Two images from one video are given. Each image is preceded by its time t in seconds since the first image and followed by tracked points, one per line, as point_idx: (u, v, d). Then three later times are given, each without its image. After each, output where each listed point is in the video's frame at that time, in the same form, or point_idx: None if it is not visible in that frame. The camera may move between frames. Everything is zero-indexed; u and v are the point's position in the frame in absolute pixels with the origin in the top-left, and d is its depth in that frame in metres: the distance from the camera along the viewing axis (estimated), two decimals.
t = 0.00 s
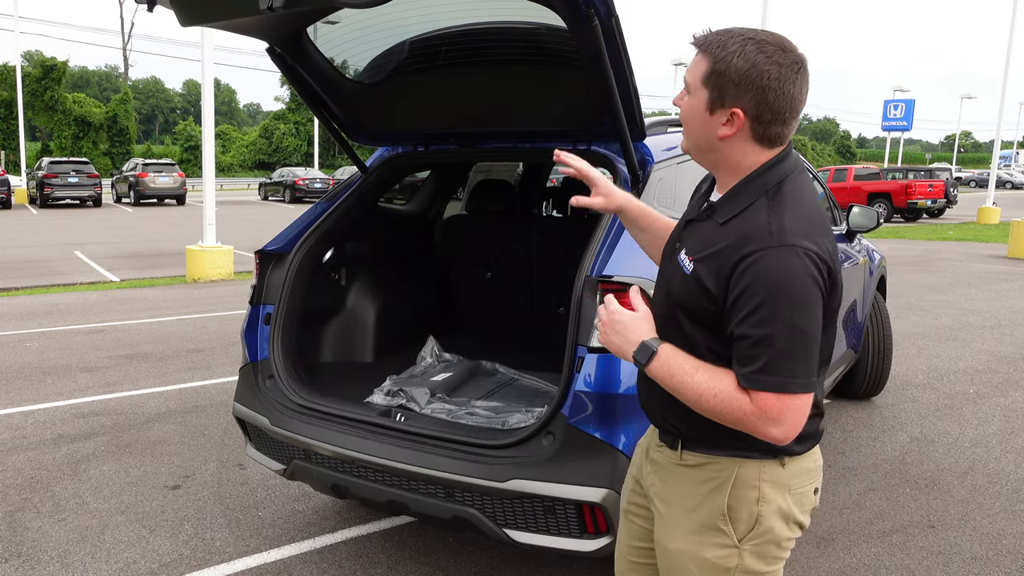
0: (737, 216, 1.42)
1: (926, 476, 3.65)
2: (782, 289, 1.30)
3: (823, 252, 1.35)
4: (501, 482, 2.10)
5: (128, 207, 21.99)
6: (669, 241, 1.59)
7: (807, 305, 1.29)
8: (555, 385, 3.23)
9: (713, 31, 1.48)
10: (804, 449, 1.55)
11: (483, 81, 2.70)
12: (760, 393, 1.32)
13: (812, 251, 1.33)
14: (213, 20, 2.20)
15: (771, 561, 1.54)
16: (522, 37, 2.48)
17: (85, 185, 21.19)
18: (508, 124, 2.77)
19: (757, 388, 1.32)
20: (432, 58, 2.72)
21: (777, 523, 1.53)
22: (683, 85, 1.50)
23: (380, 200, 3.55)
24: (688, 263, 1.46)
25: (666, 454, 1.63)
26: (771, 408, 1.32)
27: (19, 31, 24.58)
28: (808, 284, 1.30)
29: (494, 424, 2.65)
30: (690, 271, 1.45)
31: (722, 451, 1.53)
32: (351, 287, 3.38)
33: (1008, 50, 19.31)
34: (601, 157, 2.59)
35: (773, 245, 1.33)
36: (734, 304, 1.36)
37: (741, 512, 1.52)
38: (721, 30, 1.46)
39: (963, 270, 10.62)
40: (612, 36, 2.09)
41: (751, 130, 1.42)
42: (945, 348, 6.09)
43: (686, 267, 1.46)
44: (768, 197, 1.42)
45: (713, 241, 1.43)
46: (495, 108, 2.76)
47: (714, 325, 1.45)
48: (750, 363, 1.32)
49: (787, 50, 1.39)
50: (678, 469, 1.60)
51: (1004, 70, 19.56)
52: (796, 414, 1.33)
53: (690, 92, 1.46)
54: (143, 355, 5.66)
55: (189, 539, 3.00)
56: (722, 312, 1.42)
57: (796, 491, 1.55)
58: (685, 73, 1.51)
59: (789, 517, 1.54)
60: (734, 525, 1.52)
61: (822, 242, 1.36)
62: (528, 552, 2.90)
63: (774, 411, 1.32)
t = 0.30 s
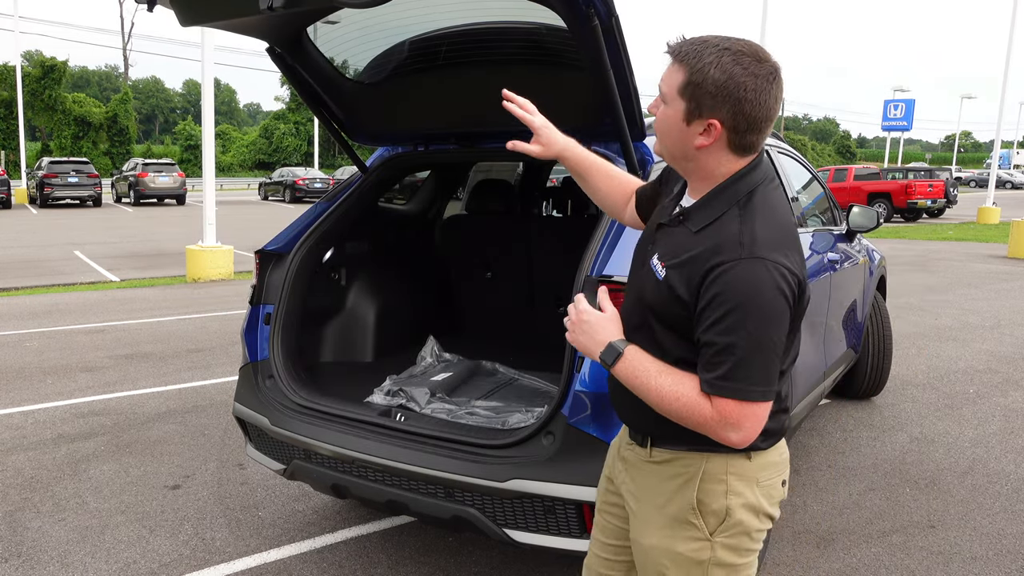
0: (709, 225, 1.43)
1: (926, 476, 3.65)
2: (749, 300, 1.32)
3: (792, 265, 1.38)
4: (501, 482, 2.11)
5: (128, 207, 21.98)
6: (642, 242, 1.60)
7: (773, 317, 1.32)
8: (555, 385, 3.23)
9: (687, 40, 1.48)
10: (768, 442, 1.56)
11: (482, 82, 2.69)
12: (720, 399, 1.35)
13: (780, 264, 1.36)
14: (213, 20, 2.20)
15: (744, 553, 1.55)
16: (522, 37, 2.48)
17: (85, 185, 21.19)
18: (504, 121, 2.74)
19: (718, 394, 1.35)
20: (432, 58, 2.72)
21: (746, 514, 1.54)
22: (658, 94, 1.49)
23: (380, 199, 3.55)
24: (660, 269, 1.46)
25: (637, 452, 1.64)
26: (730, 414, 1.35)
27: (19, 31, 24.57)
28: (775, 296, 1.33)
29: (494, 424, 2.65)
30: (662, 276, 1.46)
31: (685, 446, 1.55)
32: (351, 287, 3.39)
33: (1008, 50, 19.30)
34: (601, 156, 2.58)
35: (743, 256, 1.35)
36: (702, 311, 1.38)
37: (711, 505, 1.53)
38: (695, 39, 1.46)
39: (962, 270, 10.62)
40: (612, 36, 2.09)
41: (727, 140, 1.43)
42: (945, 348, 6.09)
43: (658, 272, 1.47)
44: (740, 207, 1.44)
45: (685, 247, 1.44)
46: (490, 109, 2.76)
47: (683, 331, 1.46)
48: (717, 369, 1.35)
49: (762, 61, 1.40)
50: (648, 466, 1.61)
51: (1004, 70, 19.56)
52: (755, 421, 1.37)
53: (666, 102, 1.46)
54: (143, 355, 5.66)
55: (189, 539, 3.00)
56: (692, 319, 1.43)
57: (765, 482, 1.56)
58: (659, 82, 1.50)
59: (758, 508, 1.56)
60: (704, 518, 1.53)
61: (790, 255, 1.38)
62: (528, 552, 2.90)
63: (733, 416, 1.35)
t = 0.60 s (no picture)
0: (662, 220, 1.52)
1: (926, 476, 3.65)
2: (707, 290, 1.42)
3: (738, 256, 1.50)
4: (501, 482, 2.10)
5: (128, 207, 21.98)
6: (590, 235, 1.66)
7: (728, 304, 1.43)
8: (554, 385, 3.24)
9: (639, 44, 1.54)
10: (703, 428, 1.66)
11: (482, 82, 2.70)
12: (694, 383, 1.43)
13: (730, 255, 1.47)
14: (213, 20, 2.20)
15: (686, 530, 1.65)
16: (522, 37, 2.47)
17: (85, 185, 21.19)
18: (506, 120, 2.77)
19: (692, 379, 1.43)
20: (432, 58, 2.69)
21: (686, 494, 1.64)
22: (610, 93, 1.55)
23: (380, 200, 3.56)
24: (613, 259, 1.54)
25: (578, 443, 1.70)
26: (705, 397, 1.44)
27: (19, 31, 24.56)
28: (729, 285, 1.44)
29: (494, 424, 2.65)
30: (615, 266, 1.53)
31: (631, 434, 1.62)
32: (351, 287, 3.41)
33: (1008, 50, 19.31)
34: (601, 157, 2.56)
35: (699, 249, 1.45)
36: (663, 302, 1.46)
37: (654, 489, 1.62)
38: (647, 43, 1.53)
39: (963, 270, 10.62)
40: (612, 36, 2.08)
41: (675, 139, 1.50)
42: (945, 348, 6.09)
43: (611, 264, 1.54)
44: (688, 202, 1.54)
45: (639, 240, 1.52)
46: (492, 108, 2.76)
47: (635, 318, 1.54)
48: (683, 357, 1.43)
49: (710, 67, 1.48)
50: (591, 456, 1.67)
51: (1004, 70, 19.56)
52: (726, 400, 1.46)
53: (619, 102, 1.51)
54: (143, 355, 5.66)
55: (189, 539, 3.00)
56: (646, 307, 1.52)
57: (701, 462, 1.66)
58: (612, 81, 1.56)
59: (696, 488, 1.66)
60: (649, 501, 1.61)
61: (735, 247, 1.50)
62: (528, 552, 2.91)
63: (707, 398, 1.44)
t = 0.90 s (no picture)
0: (608, 216, 1.57)
1: (925, 476, 3.65)
2: (654, 281, 1.47)
3: (682, 249, 1.56)
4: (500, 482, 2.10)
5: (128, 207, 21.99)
6: (540, 233, 1.70)
7: (674, 294, 1.49)
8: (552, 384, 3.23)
9: (585, 49, 1.60)
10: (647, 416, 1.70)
11: (482, 79, 2.74)
12: (645, 367, 1.48)
13: (674, 247, 1.53)
14: (213, 20, 2.19)
15: (616, 520, 1.67)
16: (521, 37, 2.47)
17: (85, 185, 21.20)
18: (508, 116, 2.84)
19: (644, 365, 1.48)
20: (432, 56, 2.69)
21: (622, 483, 1.67)
22: (557, 95, 1.60)
23: (380, 200, 3.57)
24: (564, 254, 1.58)
25: (527, 424, 1.74)
26: (656, 380, 1.50)
27: (19, 32, 24.56)
28: (674, 275, 1.50)
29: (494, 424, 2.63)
30: (566, 261, 1.57)
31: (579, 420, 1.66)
32: (351, 287, 3.43)
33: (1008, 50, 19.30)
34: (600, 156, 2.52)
35: (646, 242, 1.51)
36: (613, 294, 1.51)
37: (591, 473, 1.65)
38: (592, 49, 1.59)
39: (962, 270, 10.62)
40: (612, 36, 2.06)
41: (619, 141, 1.57)
42: (945, 348, 6.09)
43: (562, 258, 1.58)
44: (632, 200, 1.59)
45: (588, 236, 1.57)
46: (495, 105, 2.80)
47: (585, 311, 1.59)
48: (635, 345, 1.48)
49: (651, 73, 1.55)
50: (535, 436, 1.71)
51: (1004, 70, 19.56)
52: (676, 381, 1.53)
53: (567, 103, 1.57)
54: (143, 355, 5.66)
55: (189, 539, 3.00)
56: (596, 299, 1.56)
57: (642, 456, 1.70)
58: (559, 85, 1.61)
59: (633, 479, 1.69)
60: (584, 484, 1.64)
61: (679, 239, 1.56)
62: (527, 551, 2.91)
63: (659, 380, 1.50)
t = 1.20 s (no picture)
0: (586, 212, 1.58)
1: (926, 476, 3.65)
2: (635, 274, 1.50)
3: (659, 242, 1.59)
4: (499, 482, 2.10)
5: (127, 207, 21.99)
6: (514, 231, 1.70)
7: (654, 286, 1.52)
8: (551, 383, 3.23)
9: (560, 52, 1.61)
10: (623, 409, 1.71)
11: (482, 79, 2.74)
12: (627, 358, 1.50)
13: (652, 240, 1.56)
14: (213, 20, 2.19)
15: (595, 512, 1.68)
16: (522, 37, 2.47)
17: (85, 185, 21.21)
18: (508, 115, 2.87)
19: (627, 356, 1.50)
20: (432, 56, 2.70)
21: (601, 475, 1.68)
22: (538, 96, 1.59)
23: (381, 200, 3.57)
24: (543, 250, 1.58)
25: (505, 420, 1.73)
26: (637, 370, 1.52)
27: (19, 32, 24.56)
28: (653, 268, 1.53)
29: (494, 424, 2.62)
30: (546, 257, 1.57)
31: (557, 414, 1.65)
32: (351, 287, 3.43)
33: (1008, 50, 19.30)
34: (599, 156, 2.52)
35: (625, 236, 1.53)
36: (595, 288, 1.52)
37: (571, 466, 1.65)
38: (569, 52, 1.60)
39: (962, 270, 10.61)
40: (611, 35, 2.06)
41: (603, 139, 1.59)
42: (945, 348, 6.09)
43: (541, 254, 1.58)
44: (608, 195, 1.61)
45: (567, 231, 1.58)
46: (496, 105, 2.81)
47: (565, 305, 1.59)
48: (617, 337, 1.50)
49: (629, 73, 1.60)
50: (514, 432, 1.71)
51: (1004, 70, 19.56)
52: (656, 371, 1.55)
53: (551, 104, 1.56)
54: (143, 355, 5.66)
55: (189, 539, 3.00)
56: (576, 295, 1.57)
57: (620, 448, 1.71)
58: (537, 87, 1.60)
59: (611, 471, 1.70)
60: (564, 477, 1.65)
61: (655, 232, 1.59)
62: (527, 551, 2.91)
63: (640, 370, 1.51)
